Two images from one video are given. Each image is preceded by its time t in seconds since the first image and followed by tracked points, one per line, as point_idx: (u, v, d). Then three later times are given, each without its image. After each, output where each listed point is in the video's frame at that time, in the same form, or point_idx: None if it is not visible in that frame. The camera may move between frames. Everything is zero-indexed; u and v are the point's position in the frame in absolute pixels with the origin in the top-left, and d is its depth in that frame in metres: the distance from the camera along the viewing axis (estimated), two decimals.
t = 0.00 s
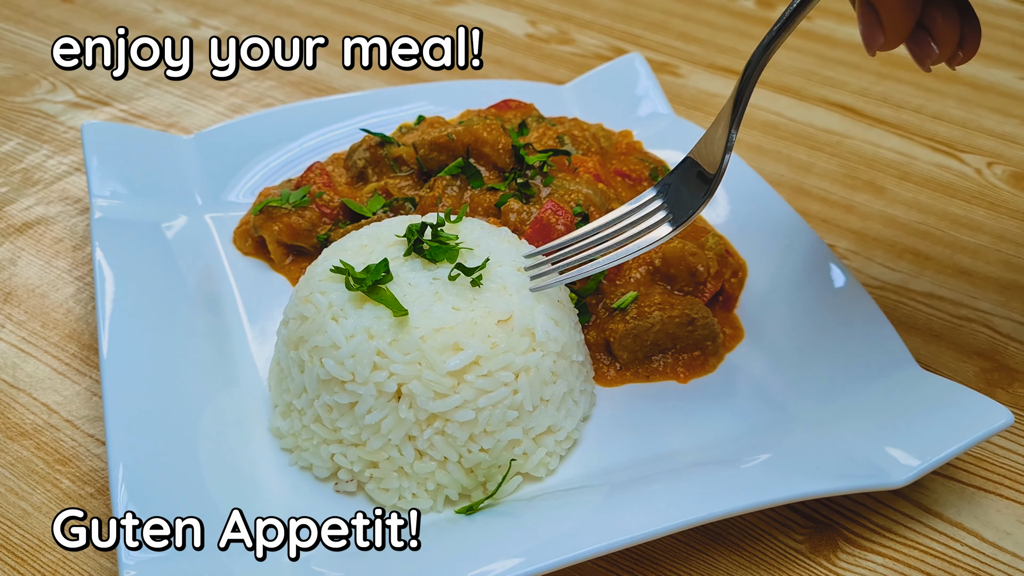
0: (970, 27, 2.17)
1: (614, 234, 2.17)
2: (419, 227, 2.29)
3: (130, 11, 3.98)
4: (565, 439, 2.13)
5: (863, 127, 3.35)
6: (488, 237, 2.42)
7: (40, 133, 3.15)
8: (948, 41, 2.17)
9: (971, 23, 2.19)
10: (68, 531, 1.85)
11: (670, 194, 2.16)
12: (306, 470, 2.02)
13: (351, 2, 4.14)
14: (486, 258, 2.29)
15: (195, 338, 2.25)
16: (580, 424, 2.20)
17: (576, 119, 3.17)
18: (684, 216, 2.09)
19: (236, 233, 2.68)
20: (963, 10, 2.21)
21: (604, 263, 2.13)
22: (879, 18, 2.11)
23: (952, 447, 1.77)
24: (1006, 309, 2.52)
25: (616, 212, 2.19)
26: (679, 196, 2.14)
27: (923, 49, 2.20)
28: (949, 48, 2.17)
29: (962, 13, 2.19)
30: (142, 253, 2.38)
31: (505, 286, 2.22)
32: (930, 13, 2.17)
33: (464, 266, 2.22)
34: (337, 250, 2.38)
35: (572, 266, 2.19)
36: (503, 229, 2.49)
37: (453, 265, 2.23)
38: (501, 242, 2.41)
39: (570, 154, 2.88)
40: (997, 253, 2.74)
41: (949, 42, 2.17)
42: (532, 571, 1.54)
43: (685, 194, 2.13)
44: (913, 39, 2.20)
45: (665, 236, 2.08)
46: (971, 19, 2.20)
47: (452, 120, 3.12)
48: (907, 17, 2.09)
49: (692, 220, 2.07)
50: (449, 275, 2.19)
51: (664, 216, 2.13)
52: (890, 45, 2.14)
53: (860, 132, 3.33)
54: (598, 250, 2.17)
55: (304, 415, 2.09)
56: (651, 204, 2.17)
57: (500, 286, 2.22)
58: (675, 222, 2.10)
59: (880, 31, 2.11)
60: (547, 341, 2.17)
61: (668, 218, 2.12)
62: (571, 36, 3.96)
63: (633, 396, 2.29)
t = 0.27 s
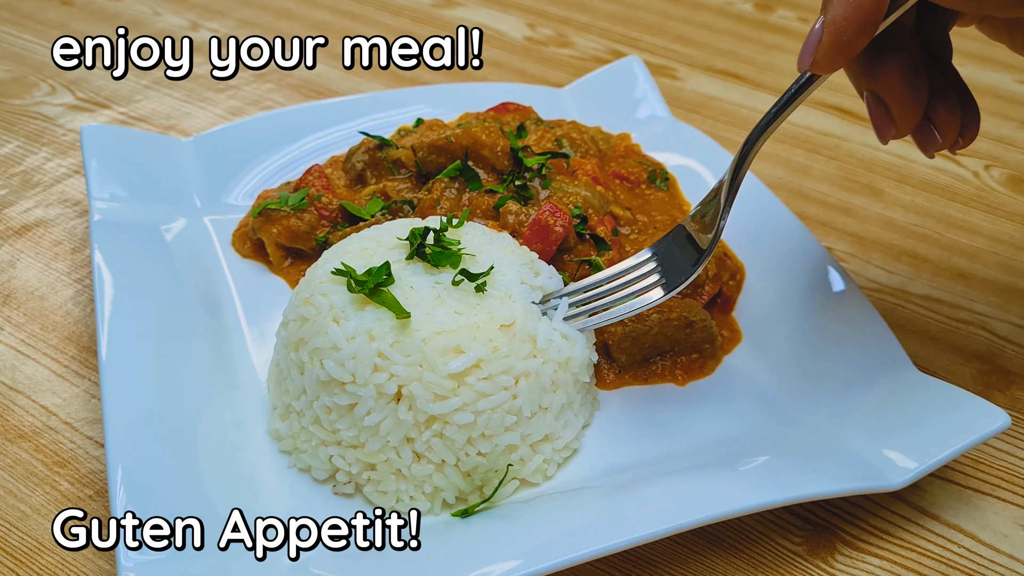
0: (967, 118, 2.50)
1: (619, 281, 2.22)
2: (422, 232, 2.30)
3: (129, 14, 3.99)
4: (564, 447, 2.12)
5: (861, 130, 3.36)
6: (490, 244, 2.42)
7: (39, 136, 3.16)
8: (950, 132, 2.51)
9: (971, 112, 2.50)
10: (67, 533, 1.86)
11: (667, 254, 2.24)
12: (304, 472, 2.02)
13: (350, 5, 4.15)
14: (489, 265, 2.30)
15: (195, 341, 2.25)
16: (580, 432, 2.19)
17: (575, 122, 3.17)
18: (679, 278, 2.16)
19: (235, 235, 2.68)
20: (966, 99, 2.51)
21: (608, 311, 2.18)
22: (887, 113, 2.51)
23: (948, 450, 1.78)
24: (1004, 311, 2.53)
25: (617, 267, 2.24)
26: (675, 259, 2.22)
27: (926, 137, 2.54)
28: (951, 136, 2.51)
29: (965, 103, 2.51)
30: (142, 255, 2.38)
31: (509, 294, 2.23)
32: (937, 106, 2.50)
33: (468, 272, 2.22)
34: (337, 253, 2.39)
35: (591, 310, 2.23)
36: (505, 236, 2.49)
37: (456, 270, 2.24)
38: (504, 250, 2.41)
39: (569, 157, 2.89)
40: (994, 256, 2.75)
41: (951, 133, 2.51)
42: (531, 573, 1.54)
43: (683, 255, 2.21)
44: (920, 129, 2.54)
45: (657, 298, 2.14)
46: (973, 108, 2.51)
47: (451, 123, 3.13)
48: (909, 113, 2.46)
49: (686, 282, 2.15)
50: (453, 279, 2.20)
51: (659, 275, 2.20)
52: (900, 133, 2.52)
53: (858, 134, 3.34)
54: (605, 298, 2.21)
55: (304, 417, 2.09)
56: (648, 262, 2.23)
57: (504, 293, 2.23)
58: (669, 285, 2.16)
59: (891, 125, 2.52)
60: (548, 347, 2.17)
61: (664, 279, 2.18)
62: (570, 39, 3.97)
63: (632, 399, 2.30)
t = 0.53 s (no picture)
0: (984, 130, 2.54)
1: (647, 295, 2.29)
2: (417, 231, 2.30)
3: (129, 15, 3.99)
4: (563, 446, 2.13)
5: (860, 132, 3.36)
6: (485, 242, 2.43)
7: (38, 137, 3.16)
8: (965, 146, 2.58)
9: (986, 121, 2.54)
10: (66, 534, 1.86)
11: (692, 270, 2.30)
12: (303, 473, 2.03)
13: (349, 7, 4.15)
14: (484, 263, 2.30)
15: (194, 342, 2.25)
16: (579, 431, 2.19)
17: (575, 123, 3.18)
18: (703, 293, 2.23)
19: (235, 236, 2.68)
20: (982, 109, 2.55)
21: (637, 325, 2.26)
22: (897, 130, 2.63)
23: (947, 451, 1.78)
24: (1002, 313, 2.53)
25: (644, 278, 2.34)
26: (699, 273, 2.29)
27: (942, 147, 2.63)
28: (964, 147, 2.58)
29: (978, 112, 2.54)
30: (141, 257, 2.38)
31: (505, 291, 2.24)
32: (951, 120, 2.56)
33: (463, 270, 2.23)
34: (335, 254, 2.39)
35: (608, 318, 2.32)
36: (501, 233, 2.49)
37: (452, 269, 2.24)
38: (499, 247, 2.41)
39: (568, 158, 2.90)
40: (993, 257, 2.75)
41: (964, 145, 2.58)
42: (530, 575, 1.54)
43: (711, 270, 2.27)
44: (934, 140, 2.63)
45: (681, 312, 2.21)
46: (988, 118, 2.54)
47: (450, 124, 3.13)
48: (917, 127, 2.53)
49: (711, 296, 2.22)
50: (448, 279, 2.20)
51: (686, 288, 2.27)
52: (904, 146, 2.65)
53: (857, 136, 3.34)
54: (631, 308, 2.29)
55: (303, 418, 2.09)
56: (672, 274, 2.32)
57: (499, 292, 2.23)
58: (693, 300, 2.23)
59: (898, 140, 2.65)
60: (546, 346, 2.17)
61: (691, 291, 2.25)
62: (569, 41, 3.97)
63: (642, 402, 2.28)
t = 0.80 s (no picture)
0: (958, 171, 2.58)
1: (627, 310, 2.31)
2: (416, 232, 2.30)
3: (128, 16, 3.99)
4: (561, 447, 2.12)
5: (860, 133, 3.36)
6: (484, 242, 2.43)
7: (38, 138, 3.16)
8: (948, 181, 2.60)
9: (967, 160, 2.58)
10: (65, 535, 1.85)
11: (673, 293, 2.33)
12: (302, 474, 2.02)
13: (349, 8, 4.15)
14: (483, 263, 2.30)
15: (192, 343, 2.25)
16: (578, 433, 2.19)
17: (574, 124, 3.18)
18: (687, 319, 2.25)
19: (234, 237, 2.68)
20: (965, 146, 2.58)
21: (632, 347, 2.27)
22: (888, 166, 2.64)
23: (946, 452, 1.78)
24: (1002, 314, 2.53)
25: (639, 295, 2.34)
26: (682, 290, 2.32)
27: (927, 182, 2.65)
28: (946, 183, 2.60)
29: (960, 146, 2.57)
30: (140, 258, 2.38)
31: (503, 292, 2.24)
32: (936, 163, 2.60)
33: (462, 271, 2.23)
34: (334, 255, 2.39)
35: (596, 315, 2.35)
36: (499, 234, 2.50)
37: (450, 270, 2.24)
38: (497, 247, 2.42)
39: (567, 160, 2.91)
40: (993, 258, 2.75)
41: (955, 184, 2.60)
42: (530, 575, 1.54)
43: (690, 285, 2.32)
44: (919, 178, 2.66)
45: (663, 336, 2.24)
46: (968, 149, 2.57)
47: (449, 125, 3.13)
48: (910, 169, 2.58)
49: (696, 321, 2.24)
50: (447, 279, 2.20)
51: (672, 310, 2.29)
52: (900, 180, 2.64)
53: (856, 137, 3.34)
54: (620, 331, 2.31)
55: (301, 419, 2.09)
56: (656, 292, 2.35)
57: (498, 292, 2.24)
58: (677, 324, 2.26)
59: (890, 176, 2.65)
60: (544, 346, 2.17)
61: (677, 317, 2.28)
62: (569, 42, 3.97)
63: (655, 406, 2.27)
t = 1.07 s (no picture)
0: None
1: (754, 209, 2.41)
2: (414, 232, 2.30)
3: (127, 17, 4.00)
4: (560, 448, 2.12)
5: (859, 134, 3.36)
6: (482, 243, 2.44)
7: (37, 139, 3.16)
8: None
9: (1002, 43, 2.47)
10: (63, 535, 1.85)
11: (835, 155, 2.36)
12: (300, 475, 2.02)
13: (348, 8, 4.15)
14: (481, 264, 2.31)
15: (191, 344, 2.25)
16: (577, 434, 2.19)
17: (573, 125, 3.18)
18: (858, 160, 2.29)
19: (232, 238, 2.68)
20: None
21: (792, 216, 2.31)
22: None
23: (945, 452, 1.78)
24: (1001, 314, 2.53)
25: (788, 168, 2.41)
26: (842, 154, 2.34)
27: None
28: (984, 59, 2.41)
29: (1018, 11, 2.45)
30: (139, 259, 2.38)
31: (501, 292, 2.24)
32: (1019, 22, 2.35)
33: (460, 271, 2.23)
34: (332, 256, 2.39)
35: (742, 226, 2.39)
36: (497, 235, 2.50)
37: (449, 270, 2.24)
38: (495, 248, 2.43)
39: (566, 160, 2.91)
40: (991, 259, 2.75)
41: None
42: None
43: (852, 145, 2.32)
44: None
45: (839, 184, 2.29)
46: None
47: (448, 126, 3.13)
48: None
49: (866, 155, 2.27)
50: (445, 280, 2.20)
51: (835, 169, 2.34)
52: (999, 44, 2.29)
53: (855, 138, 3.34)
54: (778, 206, 2.37)
55: (299, 420, 2.09)
56: (815, 161, 2.39)
57: (496, 292, 2.24)
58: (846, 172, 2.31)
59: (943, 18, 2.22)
60: (542, 347, 2.18)
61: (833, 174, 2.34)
62: (568, 43, 3.98)
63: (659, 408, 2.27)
